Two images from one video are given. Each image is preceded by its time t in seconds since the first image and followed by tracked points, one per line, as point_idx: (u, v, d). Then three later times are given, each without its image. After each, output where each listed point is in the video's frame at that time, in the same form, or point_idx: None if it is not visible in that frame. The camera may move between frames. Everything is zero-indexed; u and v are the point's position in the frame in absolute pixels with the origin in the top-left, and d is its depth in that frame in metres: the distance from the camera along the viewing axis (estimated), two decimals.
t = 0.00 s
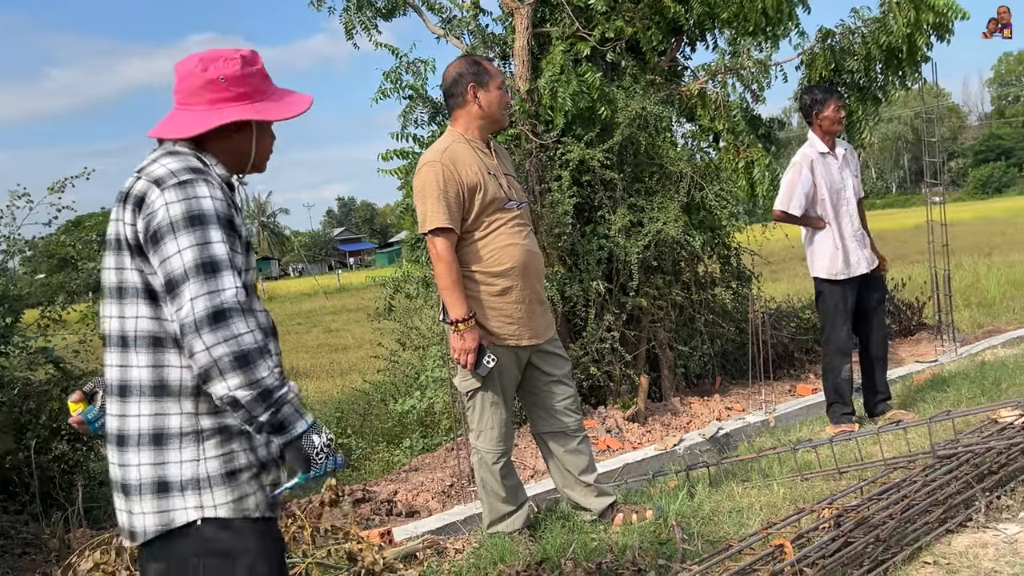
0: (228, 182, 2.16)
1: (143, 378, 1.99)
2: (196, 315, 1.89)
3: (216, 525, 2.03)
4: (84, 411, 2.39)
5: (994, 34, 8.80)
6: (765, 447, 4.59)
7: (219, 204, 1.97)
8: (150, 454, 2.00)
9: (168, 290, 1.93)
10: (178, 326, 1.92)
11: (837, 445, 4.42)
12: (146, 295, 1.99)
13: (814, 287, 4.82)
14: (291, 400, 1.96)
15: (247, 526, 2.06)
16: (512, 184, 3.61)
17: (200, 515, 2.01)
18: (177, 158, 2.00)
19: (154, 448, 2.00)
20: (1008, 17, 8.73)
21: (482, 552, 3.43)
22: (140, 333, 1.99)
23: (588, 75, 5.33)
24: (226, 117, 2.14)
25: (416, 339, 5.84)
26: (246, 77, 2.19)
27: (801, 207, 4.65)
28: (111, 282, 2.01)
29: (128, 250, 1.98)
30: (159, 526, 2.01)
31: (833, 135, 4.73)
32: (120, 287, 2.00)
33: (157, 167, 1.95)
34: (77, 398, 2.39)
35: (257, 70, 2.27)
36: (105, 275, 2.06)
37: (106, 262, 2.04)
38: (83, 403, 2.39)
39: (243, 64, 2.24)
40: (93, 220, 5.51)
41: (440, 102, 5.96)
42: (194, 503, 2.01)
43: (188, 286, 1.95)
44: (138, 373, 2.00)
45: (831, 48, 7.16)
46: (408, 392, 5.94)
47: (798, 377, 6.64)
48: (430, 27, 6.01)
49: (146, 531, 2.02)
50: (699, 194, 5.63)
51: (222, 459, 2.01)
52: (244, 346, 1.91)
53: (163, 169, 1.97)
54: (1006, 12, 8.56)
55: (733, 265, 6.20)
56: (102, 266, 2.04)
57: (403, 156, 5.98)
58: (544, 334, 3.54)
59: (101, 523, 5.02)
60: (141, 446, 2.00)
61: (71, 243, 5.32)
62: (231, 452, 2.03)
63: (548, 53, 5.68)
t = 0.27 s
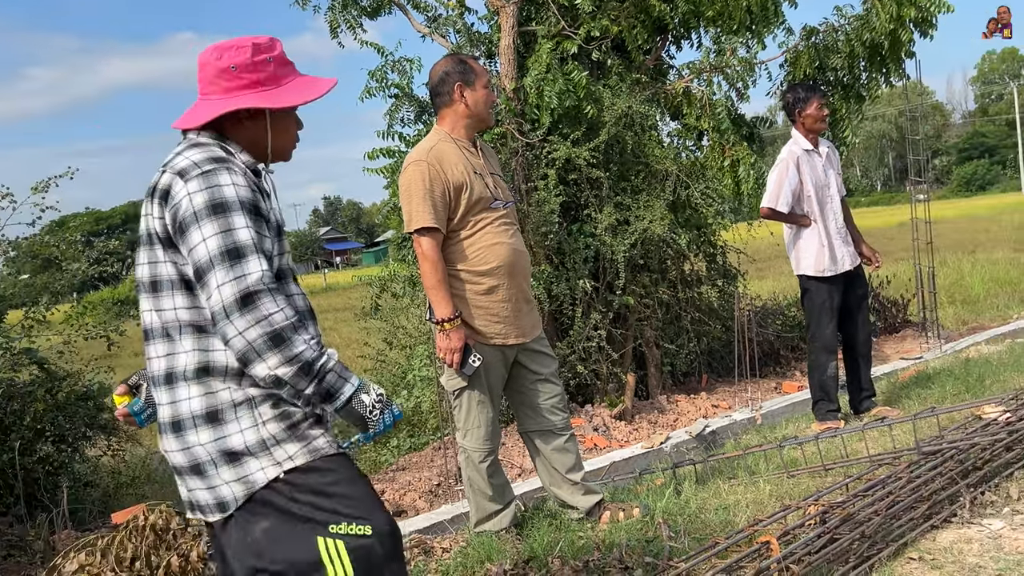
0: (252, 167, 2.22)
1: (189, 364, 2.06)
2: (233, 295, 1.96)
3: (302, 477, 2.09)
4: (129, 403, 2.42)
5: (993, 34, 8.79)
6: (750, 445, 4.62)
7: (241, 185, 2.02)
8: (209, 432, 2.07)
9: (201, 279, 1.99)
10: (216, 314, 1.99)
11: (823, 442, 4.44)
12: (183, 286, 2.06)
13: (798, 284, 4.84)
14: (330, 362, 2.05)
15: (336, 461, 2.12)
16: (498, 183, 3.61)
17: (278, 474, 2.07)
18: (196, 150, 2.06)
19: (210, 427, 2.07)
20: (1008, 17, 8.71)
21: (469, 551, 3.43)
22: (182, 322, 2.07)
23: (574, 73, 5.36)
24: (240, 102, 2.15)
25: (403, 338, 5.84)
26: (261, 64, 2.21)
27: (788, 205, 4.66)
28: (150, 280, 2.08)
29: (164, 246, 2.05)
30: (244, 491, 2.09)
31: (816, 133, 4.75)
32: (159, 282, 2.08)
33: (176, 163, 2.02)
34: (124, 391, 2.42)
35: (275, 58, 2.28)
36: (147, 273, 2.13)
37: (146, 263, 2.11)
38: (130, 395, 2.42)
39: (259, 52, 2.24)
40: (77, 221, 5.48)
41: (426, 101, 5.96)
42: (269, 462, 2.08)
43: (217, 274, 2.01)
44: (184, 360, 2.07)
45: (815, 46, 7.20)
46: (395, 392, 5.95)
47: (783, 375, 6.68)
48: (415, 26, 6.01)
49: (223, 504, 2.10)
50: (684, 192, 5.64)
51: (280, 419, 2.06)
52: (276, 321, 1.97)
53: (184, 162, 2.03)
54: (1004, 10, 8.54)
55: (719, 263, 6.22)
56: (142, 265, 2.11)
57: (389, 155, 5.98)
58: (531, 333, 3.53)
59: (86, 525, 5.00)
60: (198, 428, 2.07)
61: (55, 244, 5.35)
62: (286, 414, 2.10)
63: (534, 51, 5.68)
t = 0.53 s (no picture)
0: (312, 170, 2.20)
1: (255, 375, 2.06)
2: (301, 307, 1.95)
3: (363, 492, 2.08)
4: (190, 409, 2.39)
5: (997, 35, 8.78)
6: (740, 442, 4.63)
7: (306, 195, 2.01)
8: (275, 444, 2.07)
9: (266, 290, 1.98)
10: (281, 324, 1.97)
11: (812, 439, 4.46)
12: (248, 297, 2.06)
13: (786, 282, 4.85)
14: (394, 375, 2.05)
15: (397, 480, 2.12)
16: (489, 181, 3.61)
17: (339, 489, 2.07)
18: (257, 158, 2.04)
19: (276, 437, 2.06)
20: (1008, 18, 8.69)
21: (461, 550, 3.43)
22: (248, 332, 2.07)
23: (563, 73, 5.36)
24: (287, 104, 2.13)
25: (392, 337, 5.85)
26: (311, 64, 2.17)
27: (773, 203, 4.68)
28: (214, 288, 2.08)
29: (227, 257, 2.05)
30: (304, 504, 2.08)
31: (804, 131, 4.77)
32: (224, 292, 2.08)
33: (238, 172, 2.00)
34: (183, 397, 2.40)
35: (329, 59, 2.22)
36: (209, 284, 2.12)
37: (207, 273, 2.11)
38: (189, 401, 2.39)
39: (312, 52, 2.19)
40: (64, 221, 5.46)
41: (415, 100, 5.96)
42: (332, 478, 2.07)
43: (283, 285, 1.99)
44: (250, 370, 2.07)
45: (803, 44, 7.23)
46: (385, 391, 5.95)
47: (773, 373, 6.71)
48: (404, 25, 6.01)
49: (284, 515, 2.10)
50: (674, 190, 5.65)
51: (343, 433, 2.06)
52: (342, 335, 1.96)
53: (246, 170, 2.01)
54: (1004, 11, 8.53)
55: (708, 261, 6.25)
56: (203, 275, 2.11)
57: (378, 154, 5.98)
58: (522, 331, 3.53)
59: (76, 527, 4.99)
60: (264, 438, 2.07)
61: (42, 243, 5.32)
62: (350, 427, 2.09)
63: (523, 50, 5.69)
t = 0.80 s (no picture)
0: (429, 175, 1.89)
1: (377, 409, 1.77)
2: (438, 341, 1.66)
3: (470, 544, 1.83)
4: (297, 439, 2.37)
5: (997, 35, 8.77)
6: (732, 440, 4.64)
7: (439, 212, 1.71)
8: (393, 485, 1.79)
9: (399, 319, 1.69)
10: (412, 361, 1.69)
11: (805, 436, 4.47)
12: (370, 323, 1.76)
13: (777, 280, 4.86)
14: (522, 426, 1.72)
15: (502, 541, 1.86)
16: (481, 181, 3.63)
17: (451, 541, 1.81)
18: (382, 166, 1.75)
19: (395, 479, 1.79)
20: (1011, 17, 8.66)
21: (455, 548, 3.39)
22: (368, 362, 1.77)
23: (554, 71, 5.36)
24: (397, 97, 1.80)
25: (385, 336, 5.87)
26: (417, 47, 1.84)
27: (761, 201, 4.69)
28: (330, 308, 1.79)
29: (346, 275, 1.76)
30: (408, 553, 1.82)
31: (794, 129, 4.78)
32: (341, 315, 1.79)
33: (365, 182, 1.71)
34: (290, 427, 2.39)
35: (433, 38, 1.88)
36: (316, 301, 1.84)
37: (316, 288, 1.82)
38: (294, 433, 2.37)
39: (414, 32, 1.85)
40: (53, 220, 5.43)
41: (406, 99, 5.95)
42: (444, 527, 1.80)
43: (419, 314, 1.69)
44: (371, 405, 1.78)
45: (794, 41, 7.26)
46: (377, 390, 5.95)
47: (765, 371, 6.73)
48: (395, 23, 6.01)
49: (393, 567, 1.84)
50: (665, 188, 5.66)
51: (468, 482, 1.78)
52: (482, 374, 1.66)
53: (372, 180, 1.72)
54: (1006, 10, 8.52)
55: (700, 259, 6.26)
56: (314, 291, 1.82)
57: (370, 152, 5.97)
58: (516, 329, 3.51)
59: (66, 527, 4.94)
60: (383, 477, 1.79)
61: (32, 243, 5.29)
62: (473, 471, 1.81)
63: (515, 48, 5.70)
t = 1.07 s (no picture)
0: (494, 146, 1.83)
1: (428, 390, 1.78)
2: (504, 324, 1.61)
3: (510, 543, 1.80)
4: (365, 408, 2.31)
5: (996, 35, 8.76)
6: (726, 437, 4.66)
7: (502, 187, 1.64)
8: (439, 468, 1.80)
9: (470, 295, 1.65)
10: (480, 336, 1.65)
11: (799, 433, 4.48)
12: (431, 300, 1.74)
13: (770, 278, 4.89)
14: (646, 368, 1.65)
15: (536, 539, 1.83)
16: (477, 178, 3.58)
17: (488, 533, 1.78)
18: (444, 140, 1.69)
19: (441, 462, 1.80)
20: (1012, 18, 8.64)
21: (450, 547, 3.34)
22: (425, 340, 1.76)
23: (547, 69, 5.35)
24: (469, 62, 1.74)
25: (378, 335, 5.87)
26: (494, 11, 1.77)
27: (754, 200, 4.73)
28: (390, 284, 1.80)
29: (405, 252, 1.75)
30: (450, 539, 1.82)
31: (787, 128, 4.79)
32: (401, 291, 1.79)
33: (423, 158, 1.67)
34: (358, 394, 2.30)
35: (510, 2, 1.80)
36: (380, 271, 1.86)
37: (379, 260, 1.84)
38: (364, 399, 2.29)
39: None
40: (44, 220, 5.39)
41: (399, 97, 5.95)
42: (483, 518, 1.78)
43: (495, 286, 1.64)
44: (424, 383, 1.78)
45: (787, 40, 7.28)
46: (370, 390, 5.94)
47: (758, 369, 6.74)
48: (388, 21, 6.00)
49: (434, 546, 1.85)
50: (658, 186, 5.67)
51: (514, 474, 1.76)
52: (540, 363, 1.60)
53: (430, 156, 1.68)
54: (1008, 11, 8.52)
55: (693, 258, 6.27)
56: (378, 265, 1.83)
57: (363, 151, 5.96)
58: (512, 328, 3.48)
59: (58, 528, 4.87)
60: (429, 459, 1.81)
61: (23, 243, 5.25)
62: (521, 462, 1.79)
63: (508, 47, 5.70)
